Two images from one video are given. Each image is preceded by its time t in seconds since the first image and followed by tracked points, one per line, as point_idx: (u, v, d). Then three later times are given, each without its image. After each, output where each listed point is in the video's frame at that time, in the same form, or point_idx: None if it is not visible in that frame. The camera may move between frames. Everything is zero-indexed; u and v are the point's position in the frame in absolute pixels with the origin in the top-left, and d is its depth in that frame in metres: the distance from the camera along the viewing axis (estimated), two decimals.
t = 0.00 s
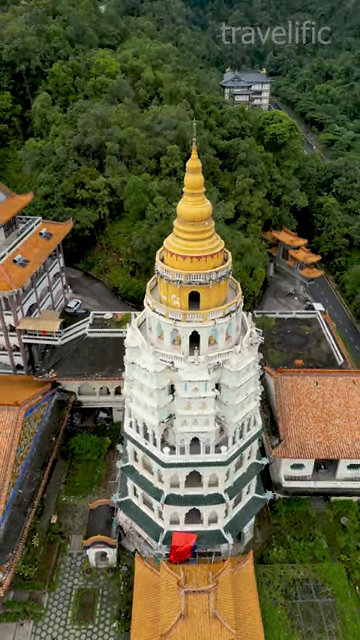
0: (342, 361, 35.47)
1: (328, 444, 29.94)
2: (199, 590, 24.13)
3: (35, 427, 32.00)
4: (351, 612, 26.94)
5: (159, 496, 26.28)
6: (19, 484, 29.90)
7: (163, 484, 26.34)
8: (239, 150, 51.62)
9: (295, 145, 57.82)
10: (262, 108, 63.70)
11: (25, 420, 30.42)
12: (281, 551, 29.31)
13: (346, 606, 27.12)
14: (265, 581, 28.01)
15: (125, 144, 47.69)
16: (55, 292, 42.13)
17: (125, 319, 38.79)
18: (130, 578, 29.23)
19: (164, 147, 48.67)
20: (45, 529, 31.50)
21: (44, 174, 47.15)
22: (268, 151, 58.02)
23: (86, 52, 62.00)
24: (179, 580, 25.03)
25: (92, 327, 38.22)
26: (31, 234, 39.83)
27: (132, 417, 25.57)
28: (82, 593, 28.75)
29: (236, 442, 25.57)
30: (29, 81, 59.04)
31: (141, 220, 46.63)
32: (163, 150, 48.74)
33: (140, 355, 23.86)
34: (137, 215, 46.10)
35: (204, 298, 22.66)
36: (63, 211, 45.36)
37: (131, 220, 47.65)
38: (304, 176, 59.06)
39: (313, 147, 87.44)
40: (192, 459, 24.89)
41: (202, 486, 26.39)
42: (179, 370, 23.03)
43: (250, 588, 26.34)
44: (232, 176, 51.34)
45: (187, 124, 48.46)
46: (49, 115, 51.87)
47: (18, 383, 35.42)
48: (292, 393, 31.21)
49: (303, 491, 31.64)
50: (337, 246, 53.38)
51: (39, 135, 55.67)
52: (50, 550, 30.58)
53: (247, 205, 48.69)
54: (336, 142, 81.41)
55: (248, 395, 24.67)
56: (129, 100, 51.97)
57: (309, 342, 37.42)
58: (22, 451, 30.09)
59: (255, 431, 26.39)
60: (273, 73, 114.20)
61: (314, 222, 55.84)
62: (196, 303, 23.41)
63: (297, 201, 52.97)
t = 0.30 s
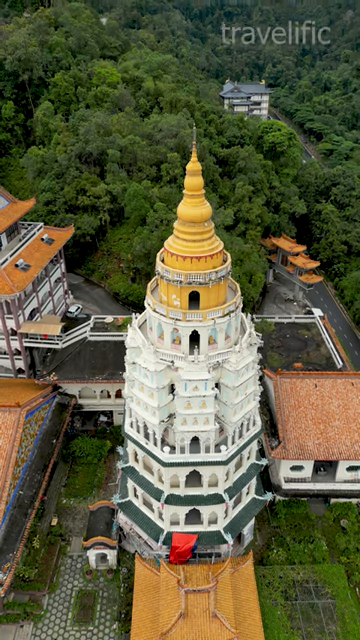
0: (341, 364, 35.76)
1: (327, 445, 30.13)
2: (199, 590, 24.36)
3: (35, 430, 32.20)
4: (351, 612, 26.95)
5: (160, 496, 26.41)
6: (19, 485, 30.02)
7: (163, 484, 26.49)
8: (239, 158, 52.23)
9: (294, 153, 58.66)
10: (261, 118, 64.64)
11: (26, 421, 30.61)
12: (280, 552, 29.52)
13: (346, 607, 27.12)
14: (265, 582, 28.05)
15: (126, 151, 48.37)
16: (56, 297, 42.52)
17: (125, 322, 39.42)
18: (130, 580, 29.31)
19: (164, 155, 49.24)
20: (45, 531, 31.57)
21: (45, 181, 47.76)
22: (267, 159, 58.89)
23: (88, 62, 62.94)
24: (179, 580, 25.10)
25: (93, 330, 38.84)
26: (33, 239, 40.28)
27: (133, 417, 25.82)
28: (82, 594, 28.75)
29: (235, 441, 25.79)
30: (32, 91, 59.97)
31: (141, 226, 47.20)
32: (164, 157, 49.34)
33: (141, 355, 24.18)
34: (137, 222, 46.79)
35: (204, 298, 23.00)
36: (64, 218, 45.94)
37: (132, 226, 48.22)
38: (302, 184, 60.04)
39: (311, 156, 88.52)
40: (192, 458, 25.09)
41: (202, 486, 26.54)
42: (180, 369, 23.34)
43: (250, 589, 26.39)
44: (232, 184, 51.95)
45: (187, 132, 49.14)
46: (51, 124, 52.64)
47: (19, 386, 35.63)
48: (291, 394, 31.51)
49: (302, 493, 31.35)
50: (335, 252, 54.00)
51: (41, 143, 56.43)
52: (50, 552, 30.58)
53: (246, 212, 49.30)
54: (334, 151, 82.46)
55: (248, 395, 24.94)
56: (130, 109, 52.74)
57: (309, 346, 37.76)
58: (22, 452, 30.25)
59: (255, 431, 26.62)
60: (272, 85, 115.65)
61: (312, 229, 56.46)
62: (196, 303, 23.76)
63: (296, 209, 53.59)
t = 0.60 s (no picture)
0: (340, 367, 36.05)
1: (326, 447, 30.32)
2: (199, 589, 24.42)
3: (36, 432, 32.41)
4: (351, 613, 26.98)
5: (160, 496, 26.57)
6: (20, 486, 30.16)
7: (163, 484, 26.65)
8: (238, 166, 52.87)
9: (292, 161, 59.38)
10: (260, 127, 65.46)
11: (27, 423, 30.81)
12: (280, 554, 29.62)
13: (346, 607, 27.16)
14: (265, 583, 28.10)
15: (127, 158, 49.00)
16: (57, 302, 42.90)
17: (126, 326, 39.60)
18: (130, 581, 29.36)
19: (164, 162, 49.87)
20: (45, 533, 31.64)
21: (47, 188, 48.37)
22: (266, 167, 59.59)
23: (89, 72, 63.88)
24: (179, 580, 25.19)
25: (94, 334, 39.00)
26: (35, 244, 40.73)
27: (133, 416, 26.06)
28: (82, 596, 28.78)
29: (235, 441, 26.01)
30: (34, 101, 60.85)
31: (142, 232, 47.72)
32: (164, 165, 49.95)
33: (142, 355, 24.49)
34: (138, 228, 47.29)
35: (203, 298, 23.36)
36: (65, 224, 46.48)
37: (133, 233, 48.79)
38: (301, 192, 60.68)
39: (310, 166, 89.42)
40: (192, 458, 25.28)
41: (202, 486, 26.71)
42: (180, 368, 23.64)
43: (250, 589, 26.44)
44: (231, 191, 52.48)
45: (187, 140, 49.80)
46: (53, 132, 53.38)
47: (20, 389, 35.86)
48: (290, 396, 31.74)
49: (301, 495, 31.28)
50: (334, 259, 54.53)
51: (43, 151, 57.14)
52: (50, 554, 30.66)
53: (246, 219, 49.87)
54: (333, 161, 83.27)
55: (247, 395, 25.22)
56: (131, 118, 53.49)
57: (308, 350, 38.05)
58: (23, 454, 30.42)
59: (254, 431, 26.85)
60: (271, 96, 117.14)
61: (311, 236, 57.03)
62: (196, 303, 24.13)
63: (294, 216, 54.21)
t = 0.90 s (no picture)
0: (339, 370, 36.34)
1: (325, 448, 30.50)
2: (199, 588, 24.51)
3: (37, 434, 32.65)
4: (350, 614, 27.05)
5: (160, 496, 26.73)
6: (21, 487, 30.33)
7: (163, 484, 26.83)
8: (237, 173, 53.55)
9: (291, 170, 60.09)
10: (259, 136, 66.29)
11: (28, 424, 31.06)
12: (280, 555, 29.69)
13: (345, 608, 27.23)
14: (265, 584, 28.19)
15: (128, 166, 49.61)
16: (58, 307, 43.26)
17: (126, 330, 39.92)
18: (130, 583, 29.39)
19: (164, 170, 50.52)
20: (46, 535, 31.72)
21: (49, 195, 48.97)
22: (265, 175, 60.26)
23: (91, 83, 64.83)
24: (179, 579, 25.29)
25: (95, 338, 39.32)
26: (37, 249, 41.20)
27: (134, 416, 26.31)
28: (83, 597, 28.83)
29: (234, 441, 26.25)
30: (36, 110, 61.74)
31: (142, 239, 48.24)
32: (164, 172, 50.59)
33: (142, 355, 24.80)
34: (138, 234, 47.82)
35: (203, 298, 23.72)
36: (67, 230, 47.01)
37: (133, 239, 49.31)
38: (300, 200, 61.34)
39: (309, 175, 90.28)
40: (192, 457, 25.47)
41: (202, 486, 26.88)
42: (180, 367, 23.95)
43: (250, 589, 26.52)
44: (231, 198, 53.03)
45: (187, 148, 50.51)
46: (55, 141, 54.13)
47: (21, 392, 36.09)
48: (289, 398, 32.00)
49: (301, 496, 31.51)
50: (333, 266, 55.05)
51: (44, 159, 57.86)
52: (51, 556, 30.73)
53: (245, 226, 50.45)
54: (332, 170, 84.06)
55: (246, 394, 25.51)
56: (132, 127, 54.27)
57: (307, 354, 38.36)
58: (25, 455, 30.63)
59: (253, 431, 27.09)
60: (270, 107, 118.33)
61: (310, 243, 57.61)
62: (196, 303, 24.47)
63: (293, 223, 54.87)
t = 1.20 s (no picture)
0: (338, 373, 36.61)
1: (324, 450, 30.71)
2: (199, 587, 24.59)
3: (38, 436, 32.90)
4: (350, 615, 27.09)
5: (160, 496, 26.88)
6: (22, 488, 30.52)
7: (163, 484, 27.01)
8: (237, 181, 54.21)
9: (290, 178, 60.76)
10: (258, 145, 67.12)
11: (29, 426, 31.31)
12: (280, 557, 29.76)
13: (345, 609, 27.28)
14: (265, 585, 28.24)
15: (129, 173, 50.26)
16: (59, 312, 43.64)
17: (127, 334, 40.49)
18: (131, 584, 29.47)
19: (165, 178, 51.18)
20: (46, 537, 31.83)
21: (51, 202, 49.59)
22: (264, 183, 60.93)
23: (92, 92, 65.78)
24: (179, 579, 25.39)
25: (96, 341, 39.79)
26: (39, 254, 41.66)
27: (135, 416, 26.57)
28: (83, 598, 28.90)
29: (234, 441, 26.50)
30: (38, 119, 62.62)
31: (143, 245, 48.77)
32: (165, 180, 51.22)
33: (143, 355, 25.11)
34: (139, 240, 48.33)
35: (203, 299, 24.08)
36: (68, 236, 47.54)
37: (134, 245, 49.84)
38: (299, 208, 62.01)
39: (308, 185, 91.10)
40: (192, 457, 25.68)
41: (202, 486, 27.07)
42: (180, 367, 24.28)
43: (250, 590, 26.59)
44: (230, 205, 53.54)
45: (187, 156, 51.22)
46: (57, 149, 54.89)
47: (23, 395, 36.37)
48: (288, 401, 32.25)
49: (300, 498, 31.67)
50: (332, 272, 55.54)
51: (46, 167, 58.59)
52: (51, 557, 30.79)
53: (244, 232, 51.01)
54: (331, 179, 84.89)
55: (246, 394, 25.80)
56: (132, 135, 55.05)
57: (306, 357, 38.68)
58: (26, 456, 30.84)
59: (253, 431, 27.33)
60: (269, 117, 119.23)
61: (309, 250, 58.19)
62: (196, 304, 24.84)
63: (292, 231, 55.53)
